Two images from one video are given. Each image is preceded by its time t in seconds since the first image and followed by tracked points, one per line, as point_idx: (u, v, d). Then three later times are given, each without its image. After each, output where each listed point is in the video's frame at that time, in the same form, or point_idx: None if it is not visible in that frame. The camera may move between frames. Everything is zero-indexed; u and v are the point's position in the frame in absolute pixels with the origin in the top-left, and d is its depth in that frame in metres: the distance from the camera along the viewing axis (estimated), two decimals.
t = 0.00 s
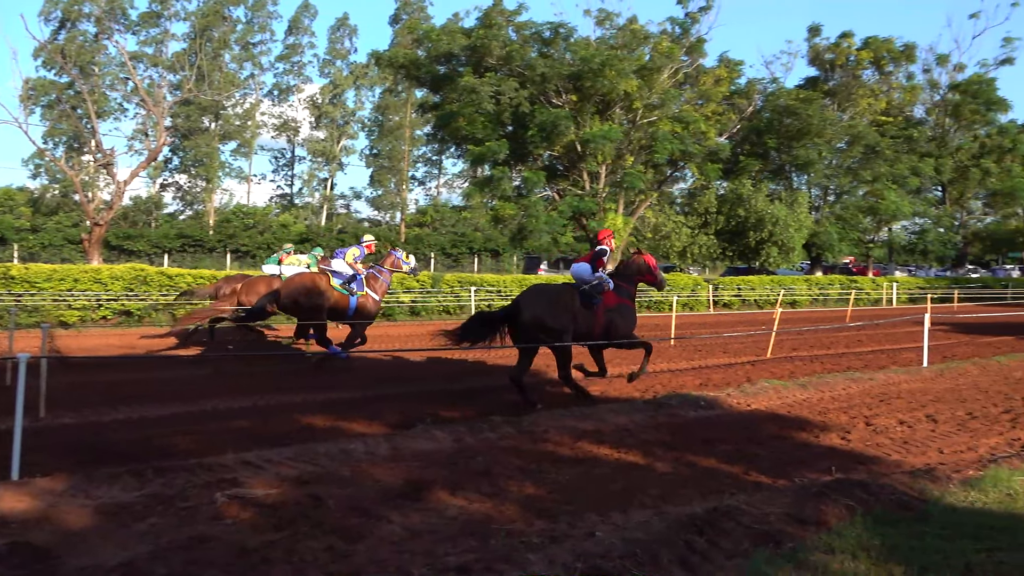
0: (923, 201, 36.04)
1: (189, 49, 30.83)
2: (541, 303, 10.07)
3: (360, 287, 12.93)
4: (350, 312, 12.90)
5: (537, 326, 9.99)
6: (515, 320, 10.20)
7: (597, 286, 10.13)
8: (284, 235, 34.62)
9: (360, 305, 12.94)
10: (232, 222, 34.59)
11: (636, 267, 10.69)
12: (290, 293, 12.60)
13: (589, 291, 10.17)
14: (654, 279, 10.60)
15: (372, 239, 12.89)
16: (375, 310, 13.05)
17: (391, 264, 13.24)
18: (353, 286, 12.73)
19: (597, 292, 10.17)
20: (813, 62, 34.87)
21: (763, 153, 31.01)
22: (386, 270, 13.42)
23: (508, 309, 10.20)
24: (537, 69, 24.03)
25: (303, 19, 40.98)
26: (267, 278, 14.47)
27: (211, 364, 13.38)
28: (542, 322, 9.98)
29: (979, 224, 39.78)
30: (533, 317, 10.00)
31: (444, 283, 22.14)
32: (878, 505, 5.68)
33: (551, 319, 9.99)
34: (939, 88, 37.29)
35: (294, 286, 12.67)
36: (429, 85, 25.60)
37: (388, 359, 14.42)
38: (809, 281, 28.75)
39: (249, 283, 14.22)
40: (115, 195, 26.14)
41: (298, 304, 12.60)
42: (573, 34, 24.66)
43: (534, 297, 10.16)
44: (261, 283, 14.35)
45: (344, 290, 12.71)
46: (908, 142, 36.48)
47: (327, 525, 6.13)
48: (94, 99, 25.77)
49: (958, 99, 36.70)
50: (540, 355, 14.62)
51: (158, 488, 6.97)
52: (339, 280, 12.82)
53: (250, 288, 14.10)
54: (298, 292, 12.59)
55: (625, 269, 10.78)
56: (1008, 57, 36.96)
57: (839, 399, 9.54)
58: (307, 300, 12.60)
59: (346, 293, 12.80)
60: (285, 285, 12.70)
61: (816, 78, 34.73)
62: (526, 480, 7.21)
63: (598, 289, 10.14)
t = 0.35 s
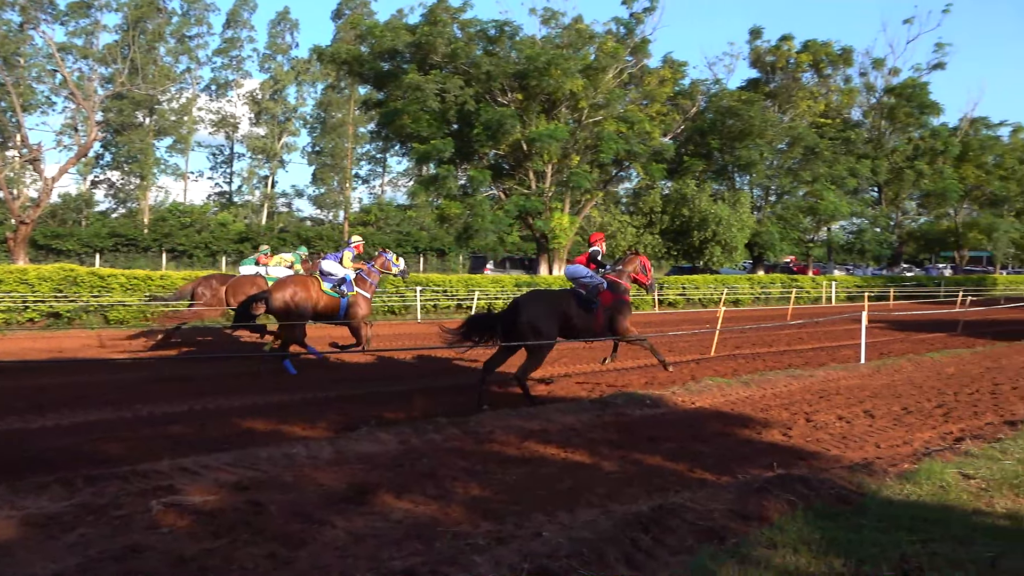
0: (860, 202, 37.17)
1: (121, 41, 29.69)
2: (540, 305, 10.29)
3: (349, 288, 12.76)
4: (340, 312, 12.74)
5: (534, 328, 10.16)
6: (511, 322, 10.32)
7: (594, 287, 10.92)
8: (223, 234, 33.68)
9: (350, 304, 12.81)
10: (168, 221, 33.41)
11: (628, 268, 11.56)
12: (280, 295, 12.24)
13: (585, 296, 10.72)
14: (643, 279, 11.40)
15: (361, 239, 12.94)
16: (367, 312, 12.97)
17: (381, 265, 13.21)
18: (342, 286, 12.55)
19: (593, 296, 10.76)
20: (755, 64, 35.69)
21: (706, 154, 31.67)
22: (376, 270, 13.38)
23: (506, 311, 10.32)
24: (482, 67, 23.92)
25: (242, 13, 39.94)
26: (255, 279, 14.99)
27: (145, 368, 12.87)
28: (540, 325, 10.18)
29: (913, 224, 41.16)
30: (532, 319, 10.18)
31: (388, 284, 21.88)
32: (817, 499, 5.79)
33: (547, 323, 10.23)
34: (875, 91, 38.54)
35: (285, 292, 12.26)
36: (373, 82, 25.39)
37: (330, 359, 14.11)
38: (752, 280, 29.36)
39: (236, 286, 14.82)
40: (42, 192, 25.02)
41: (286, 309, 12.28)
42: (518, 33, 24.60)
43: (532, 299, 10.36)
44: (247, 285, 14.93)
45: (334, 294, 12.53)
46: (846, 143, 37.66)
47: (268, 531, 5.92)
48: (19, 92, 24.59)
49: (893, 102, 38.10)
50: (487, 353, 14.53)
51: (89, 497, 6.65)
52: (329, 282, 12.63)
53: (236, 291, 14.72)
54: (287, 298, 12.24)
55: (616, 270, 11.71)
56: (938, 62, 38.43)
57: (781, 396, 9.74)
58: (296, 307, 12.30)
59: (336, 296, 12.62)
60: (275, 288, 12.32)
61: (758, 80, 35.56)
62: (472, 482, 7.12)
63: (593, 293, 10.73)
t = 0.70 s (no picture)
0: (805, 202, 38.00)
1: (51, 31, 28.46)
2: (538, 302, 10.58)
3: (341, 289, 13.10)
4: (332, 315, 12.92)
5: (532, 324, 10.40)
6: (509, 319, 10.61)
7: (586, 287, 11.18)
8: (160, 233, 32.59)
9: (343, 305, 13.17)
10: (101, 219, 32.16)
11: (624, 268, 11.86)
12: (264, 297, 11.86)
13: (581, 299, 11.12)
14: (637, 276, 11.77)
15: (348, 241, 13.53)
16: (356, 311, 13.38)
17: (372, 265, 13.70)
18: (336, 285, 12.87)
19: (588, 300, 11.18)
20: (702, 64, 36.31)
21: (654, 153, 31.99)
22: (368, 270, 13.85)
23: (506, 308, 10.62)
24: (430, 64, 23.70)
25: (180, 4, 38.76)
26: (241, 280, 14.96)
27: (77, 373, 12.31)
28: (538, 322, 10.44)
29: (855, 224, 42.48)
30: (530, 316, 10.44)
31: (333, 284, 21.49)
32: (764, 496, 5.85)
33: (542, 326, 10.46)
34: (818, 93, 39.57)
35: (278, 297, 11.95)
36: (318, 77, 25.02)
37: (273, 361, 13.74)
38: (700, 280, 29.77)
39: (219, 285, 14.78)
40: None
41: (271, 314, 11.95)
42: (466, 29, 24.42)
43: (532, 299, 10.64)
44: (234, 286, 14.93)
45: (327, 296, 12.77)
46: (791, 144, 38.62)
47: (208, 539, 5.69)
48: None
49: (836, 103, 39.25)
50: (435, 352, 14.36)
51: (15, 509, 6.28)
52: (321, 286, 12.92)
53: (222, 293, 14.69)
54: (274, 302, 11.90)
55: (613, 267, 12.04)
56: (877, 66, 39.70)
57: (728, 394, 9.86)
58: (283, 312, 12.02)
59: (329, 297, 12.89)
60: (263, 290, 11.93)
61: (705, 80, 36.20)
62: (420, 485, 6.99)
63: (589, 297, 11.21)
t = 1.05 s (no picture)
0: (759, 201, 38.46)
1: None
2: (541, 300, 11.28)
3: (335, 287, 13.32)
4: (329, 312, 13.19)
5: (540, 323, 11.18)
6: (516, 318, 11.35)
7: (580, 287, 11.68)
8: (98, 231, 31.45)
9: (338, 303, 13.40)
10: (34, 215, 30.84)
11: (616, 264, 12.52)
12: (262, 299, 12.02)
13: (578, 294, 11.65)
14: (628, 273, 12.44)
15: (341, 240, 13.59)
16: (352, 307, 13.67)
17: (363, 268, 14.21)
18: (330, 284, 13.07)
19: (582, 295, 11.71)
20: (656, 62, 36.72)
21: (609, 151, 32.23)
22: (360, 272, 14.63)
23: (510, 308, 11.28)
24: (380, 58, 23.37)
25: None
26: (229, 283, 14.31)
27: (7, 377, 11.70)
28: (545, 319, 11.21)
29: (807, 223, 43.50)
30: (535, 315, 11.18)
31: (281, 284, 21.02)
32: (718, 495, 5.85)
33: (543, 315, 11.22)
34: (771, 93, 40.33)
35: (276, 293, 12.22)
36: (263, 70, 24.51)
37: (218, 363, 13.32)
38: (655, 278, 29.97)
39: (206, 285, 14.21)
40: None
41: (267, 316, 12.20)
42: (417, 24, 24.17)
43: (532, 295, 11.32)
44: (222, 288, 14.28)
45: (322, 295, 12.96)
46: (744, 142, 39.32)
47: (149, 549, 5.42)
48: None
49: (787, 103, 40.02)
50: (387, 353, 14.13)
51: None
52: (314, 285, 13.09)
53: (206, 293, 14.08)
54: (273, 300, 12.18)
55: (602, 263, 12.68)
56: (828, 66, 40.61)
57: (683, 393, 9.92)
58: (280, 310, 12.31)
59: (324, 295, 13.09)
60: (260, 291, 12.07)
61: (659, 78, 36.61)
62: (371, 489, 6.82)
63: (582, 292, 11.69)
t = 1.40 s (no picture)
0: (719, 199, 38.84)
1: None
2: (543, 297, 11.71)
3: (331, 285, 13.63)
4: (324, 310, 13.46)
5: (543, 320, 11.60)
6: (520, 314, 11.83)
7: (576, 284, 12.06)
8: (37, 228, 30.26)
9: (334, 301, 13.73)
10: None
11: (606, 262, 12.62)
12: (263, 300, 12.47)
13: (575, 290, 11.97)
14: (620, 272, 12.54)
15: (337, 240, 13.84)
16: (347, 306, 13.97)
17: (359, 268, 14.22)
18: (327, 282, 13.38)
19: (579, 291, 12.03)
20: (615, 59, 36.90)
21: (568, 148, 32.30)
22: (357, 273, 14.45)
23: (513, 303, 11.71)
24: (334, 51, 22.98)
25: None
26: (222, 284, 13.60)
27: None
28: (548, 315, 11.62)
29: (766, 222, 44.20)
30: (539, 310, 11.61)
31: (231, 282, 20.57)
32: (678, 496, 5.81)
33: (547, 309, 11.64)
34: (729, 91, 40.87)
35: (275, 289, 12.60)
36: (212, 62, 23.95)
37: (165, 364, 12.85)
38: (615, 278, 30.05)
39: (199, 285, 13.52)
40: None
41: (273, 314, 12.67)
42: (372, 16, 23.80)
43: (535, 291, 11.75)
44: (214, 288, 13.55)
45: (320, 292, 13.34)
46: (703, 141, 39.82)
47: (90, 560, 5.14)
48: None
49: (747, 101, 40.57)
50: (344, 353, 13.86)
51: None
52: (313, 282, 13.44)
53: (194, 291, 13.36)
54: (272, 295, 12.54)
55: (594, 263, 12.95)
56: (786, 64, 41.20)
57: (643, 393, 9.91)
58: (282, 305, 12.64)
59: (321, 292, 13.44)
60: (260, 292, 12.49)
61: (618, 75, 36.80)
62: (325, 493, 6.62)
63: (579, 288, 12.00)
